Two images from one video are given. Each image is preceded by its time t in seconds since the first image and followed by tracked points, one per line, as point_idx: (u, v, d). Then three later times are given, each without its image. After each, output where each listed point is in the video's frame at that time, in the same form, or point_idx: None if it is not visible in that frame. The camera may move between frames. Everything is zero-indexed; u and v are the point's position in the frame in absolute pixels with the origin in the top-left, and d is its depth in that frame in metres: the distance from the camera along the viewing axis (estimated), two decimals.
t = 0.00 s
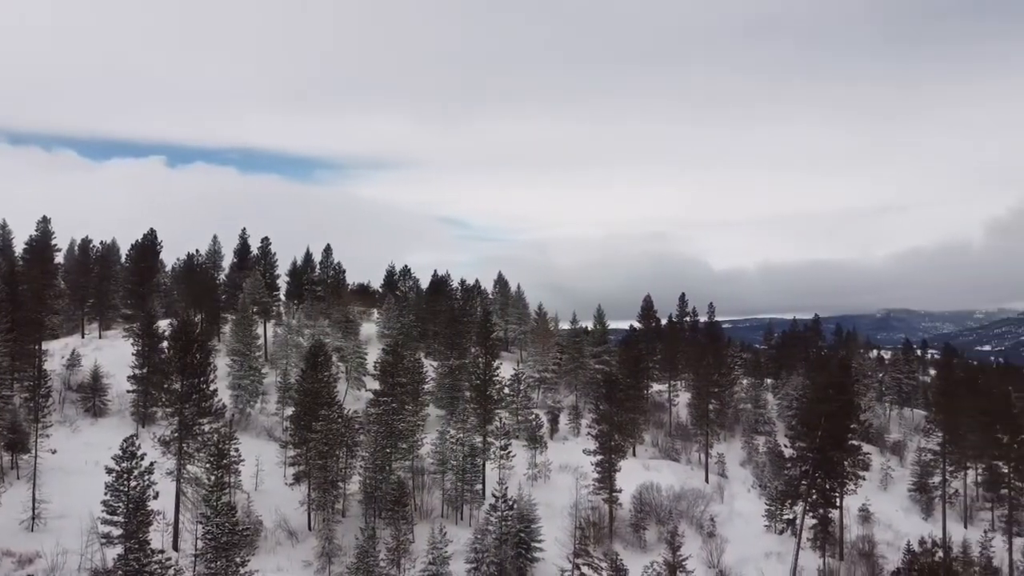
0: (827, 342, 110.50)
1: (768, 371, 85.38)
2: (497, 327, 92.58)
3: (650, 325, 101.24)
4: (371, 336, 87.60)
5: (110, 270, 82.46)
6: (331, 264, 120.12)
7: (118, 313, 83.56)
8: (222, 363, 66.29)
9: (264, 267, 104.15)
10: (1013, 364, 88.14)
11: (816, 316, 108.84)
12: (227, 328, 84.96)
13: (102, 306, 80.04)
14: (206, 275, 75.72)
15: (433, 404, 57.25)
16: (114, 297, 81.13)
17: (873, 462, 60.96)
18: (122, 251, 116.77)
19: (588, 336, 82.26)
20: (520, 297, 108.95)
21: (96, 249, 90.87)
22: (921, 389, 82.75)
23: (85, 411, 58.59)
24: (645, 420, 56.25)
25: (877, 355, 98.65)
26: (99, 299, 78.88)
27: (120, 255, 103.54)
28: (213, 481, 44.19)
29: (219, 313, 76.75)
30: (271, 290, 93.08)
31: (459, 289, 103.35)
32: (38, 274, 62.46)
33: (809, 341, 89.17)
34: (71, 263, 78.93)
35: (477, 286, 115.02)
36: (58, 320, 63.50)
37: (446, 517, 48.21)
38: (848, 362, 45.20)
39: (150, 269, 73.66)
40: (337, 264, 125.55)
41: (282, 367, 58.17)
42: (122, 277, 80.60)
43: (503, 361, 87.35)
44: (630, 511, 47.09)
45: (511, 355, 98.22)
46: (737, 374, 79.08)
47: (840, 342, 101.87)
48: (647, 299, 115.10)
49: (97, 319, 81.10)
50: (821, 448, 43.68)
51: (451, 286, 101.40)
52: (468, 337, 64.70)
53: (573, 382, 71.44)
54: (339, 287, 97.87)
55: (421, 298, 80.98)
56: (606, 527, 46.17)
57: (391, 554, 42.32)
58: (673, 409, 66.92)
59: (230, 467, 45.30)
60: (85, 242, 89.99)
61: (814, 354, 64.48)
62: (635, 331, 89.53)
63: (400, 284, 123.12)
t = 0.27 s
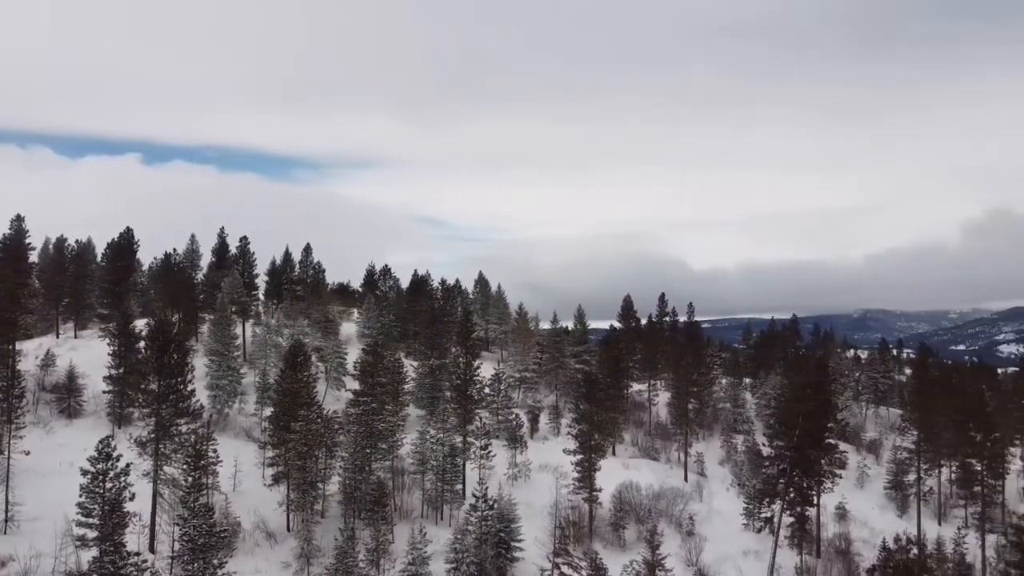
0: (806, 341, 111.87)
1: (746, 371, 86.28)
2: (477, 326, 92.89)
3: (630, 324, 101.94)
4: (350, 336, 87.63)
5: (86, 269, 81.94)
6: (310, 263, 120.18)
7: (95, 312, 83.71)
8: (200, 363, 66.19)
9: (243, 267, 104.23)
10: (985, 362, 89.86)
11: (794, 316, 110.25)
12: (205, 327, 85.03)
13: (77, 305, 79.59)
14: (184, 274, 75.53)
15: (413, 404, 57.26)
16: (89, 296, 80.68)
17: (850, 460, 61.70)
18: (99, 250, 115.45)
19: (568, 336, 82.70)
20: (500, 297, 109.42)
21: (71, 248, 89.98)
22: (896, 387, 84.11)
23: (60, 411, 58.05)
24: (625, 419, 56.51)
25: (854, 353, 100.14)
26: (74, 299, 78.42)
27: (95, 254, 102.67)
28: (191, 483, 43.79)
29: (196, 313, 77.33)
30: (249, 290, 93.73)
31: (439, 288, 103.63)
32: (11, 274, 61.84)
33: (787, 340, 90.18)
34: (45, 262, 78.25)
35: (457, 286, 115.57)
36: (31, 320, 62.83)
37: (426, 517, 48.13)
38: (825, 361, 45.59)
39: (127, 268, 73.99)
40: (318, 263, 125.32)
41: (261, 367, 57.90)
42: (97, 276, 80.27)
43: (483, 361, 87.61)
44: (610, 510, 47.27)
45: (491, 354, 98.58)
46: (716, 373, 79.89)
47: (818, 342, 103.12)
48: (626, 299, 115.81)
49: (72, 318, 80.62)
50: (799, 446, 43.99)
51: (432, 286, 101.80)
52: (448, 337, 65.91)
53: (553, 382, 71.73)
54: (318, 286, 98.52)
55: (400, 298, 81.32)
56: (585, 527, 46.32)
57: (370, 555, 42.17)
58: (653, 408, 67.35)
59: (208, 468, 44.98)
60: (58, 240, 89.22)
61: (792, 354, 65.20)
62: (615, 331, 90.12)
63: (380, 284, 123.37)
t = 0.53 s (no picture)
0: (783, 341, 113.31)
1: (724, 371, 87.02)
2: (456, 326, 93.20)
3: (610, 324, 102.49)
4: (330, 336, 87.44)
5: (60, 269, 81.16)
6: (289, 263, 119.99)
7: (68, 313, 82.70)
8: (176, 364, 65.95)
9: (220, 266, 103.94)
10: (957, 361, 91.65)
11: (772, 316, 111.61)
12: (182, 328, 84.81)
13: (50, 305, 78.68)
14: (161, 274, 75.43)
15: (392, 404, 57.24)
16: (64, 295, 79.83)
17: (826, 458, 62.41)
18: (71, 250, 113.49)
19: (548, 336, 83.02)
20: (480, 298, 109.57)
21: (45, 247, 88.79)
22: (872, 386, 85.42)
23: (32, 412, 57.36)
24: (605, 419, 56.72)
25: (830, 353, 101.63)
26: (48, 298, 77.60)
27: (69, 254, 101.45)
28: (167, 484, 43.37)
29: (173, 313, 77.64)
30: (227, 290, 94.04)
31: (419, 288, 103.93)
32: None
33: (764, 340, 91.14)
34: (18, 261, 77.29)
35: (437, 286, 116.04)
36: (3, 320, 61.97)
37: (406, 518, 48.04)
38: (802, 361, 45.97)
39: (104, 268, 74.01)
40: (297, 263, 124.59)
41: (239, 367, 57.63)
42: (72, 275, 79.58)
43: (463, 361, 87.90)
44: (589, 510, 47.41)
45: (471, 354, 98.91)
46: (694, 373, 80.51)
47: (795, 341, 104.44)
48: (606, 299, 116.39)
49: (46, 318, 79.75)
50: (776, 445, 44.29)
51: (412, 286, 102.21)
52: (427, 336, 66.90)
53: (532, 381, 71.99)
54: (296, 286, 98.79)
55: (380, 298, 81.58)
56: (565, 526, 46.42)
57: (349, 556, 41.96)
58: (632, 408, 67.75)
59: (185, 469, 44.61)
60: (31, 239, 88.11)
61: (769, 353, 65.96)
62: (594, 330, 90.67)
63: (360, 283, 123.46)
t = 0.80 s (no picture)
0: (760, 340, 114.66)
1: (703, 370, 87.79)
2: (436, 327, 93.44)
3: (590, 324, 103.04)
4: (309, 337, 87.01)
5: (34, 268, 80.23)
6: (268, 262, 119.81)
7: (42, 313, 81.51)
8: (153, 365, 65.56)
9: (197, 266, 103.54)
10: (931, 360, 93.35)
11: (750, 316, 112.96)
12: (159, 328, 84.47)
13: (23, 305, 77.59)
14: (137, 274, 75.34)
15: (372, 404, 57.28)
16: (37, 295, 78.81)
17: (803, 456, 63.12)
18: (44, 249, 111.40)
19: (528, 336, 83.35)
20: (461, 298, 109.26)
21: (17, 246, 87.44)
22: (849, 385, 86.72)
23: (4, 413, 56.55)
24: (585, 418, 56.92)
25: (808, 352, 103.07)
26: (21, 297, 76.60)
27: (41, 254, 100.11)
28: (144, 486, 42.95)
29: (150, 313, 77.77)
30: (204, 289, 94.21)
31: (399, 288, 104.17)
32: None
33: (743, 340, 92.10)
34: None
35: (416, 286, 116.49)
36: None
37: (385, 518, 47.95)
38: (780, 360, 46.37)
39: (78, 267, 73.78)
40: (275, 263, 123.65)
41: (216, 367, 57.37)
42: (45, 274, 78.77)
43: (443, 361, 88.24)
44: (569, 509, 47.57)
45: (451, 354, 99.22)
46: (673, 373, 81.19)
47: (773, 340, 105.78)
48: (586, 299, 116.91)
49: (19, 319, 78.76)
50: (753, 444, 44.64)
51: (391, 286, 102.67)
52: (405, 336, 67.77)
53: (512, 382, 72.24)
54: (274, 286, 99.05)
55: (359, 299, 81.89)
56: (545, 525, 46.53)
57: (328, 557, 41.76)
58: (612, 407, 68.17)
59: (161, 471, 44.27)
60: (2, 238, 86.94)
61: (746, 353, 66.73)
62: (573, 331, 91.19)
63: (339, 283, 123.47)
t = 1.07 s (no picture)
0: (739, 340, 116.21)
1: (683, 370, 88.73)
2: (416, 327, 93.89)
3: (572, 324, 103.50)
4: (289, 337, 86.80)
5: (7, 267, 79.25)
6: (247, 262, 119.67)
7: (15, 312, 80.42)
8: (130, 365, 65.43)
9: (175, 265, 103.13)
10: (906, 360, 95.04)
11: (729, 316, 114.20)
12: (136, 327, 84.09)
13: None
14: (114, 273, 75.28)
15: (352, 405, 57.35)
16: (11, 294, 77.81)
17: (781, 455, 63.81)
18: (15, 247, 109.87)
19: (509, 336, 83.65)
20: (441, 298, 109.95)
21: None
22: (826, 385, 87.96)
23: None
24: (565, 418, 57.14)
25: (787, 352, 104.33)
26: None
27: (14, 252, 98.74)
28: (120, 488, 42.53)
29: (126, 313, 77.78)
30: (182, 289, 94.17)
31: (379, 288, 104.59)
32: None
33: (723, 340, 92.95)
34: None
35: (397, 286, 117.09)
36: None
37: (365, 519, 47.87)
38: (758, 360, 46.73)
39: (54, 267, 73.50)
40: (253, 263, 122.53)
41: (194, 368, 57.26)
42: (19, 273, 77.99)
43: (423, 361, 88.66)
44: (549, 509, 47.68)
45: (431, 354, 99.72)
46: (654, 373, 81.82)
47: (751, 340, 107.15)
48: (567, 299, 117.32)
49: None
50: (732, 443, 44.88)
51: (371, 286, 103.21)
52: (386, 335, 68.25)
53: (492, 382, 72.58)
54: (253, 286, 99.27)
55: (339, 298, 82.72)
56: (525, 525, 46.61)
57: (308, 558, 41.48)
58: (592, 407, 68.87)
59: (138, 472, 43.89)
60: None
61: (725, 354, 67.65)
62: (553, 330, 91.89)
63: (319, 283, 123.75)
